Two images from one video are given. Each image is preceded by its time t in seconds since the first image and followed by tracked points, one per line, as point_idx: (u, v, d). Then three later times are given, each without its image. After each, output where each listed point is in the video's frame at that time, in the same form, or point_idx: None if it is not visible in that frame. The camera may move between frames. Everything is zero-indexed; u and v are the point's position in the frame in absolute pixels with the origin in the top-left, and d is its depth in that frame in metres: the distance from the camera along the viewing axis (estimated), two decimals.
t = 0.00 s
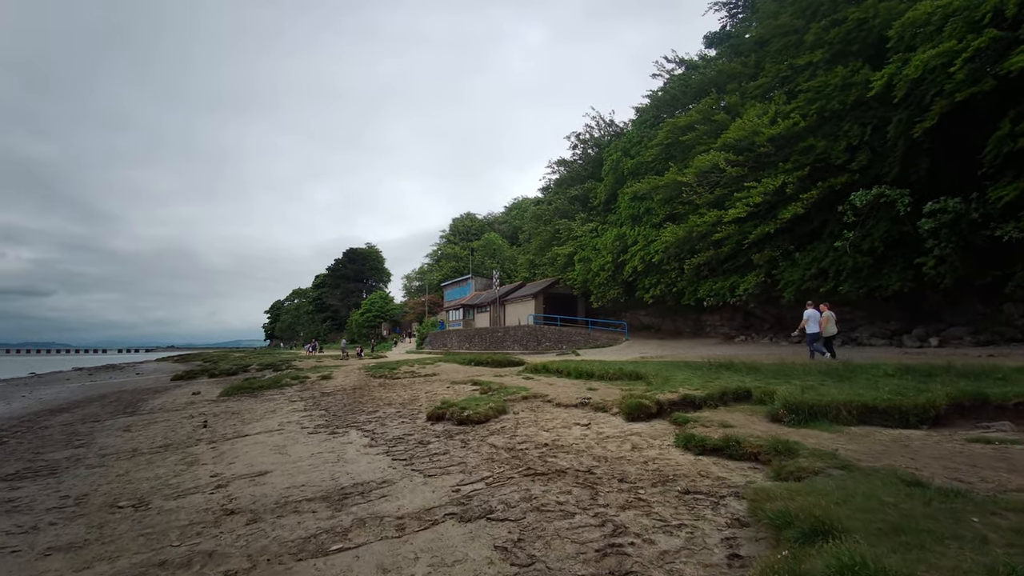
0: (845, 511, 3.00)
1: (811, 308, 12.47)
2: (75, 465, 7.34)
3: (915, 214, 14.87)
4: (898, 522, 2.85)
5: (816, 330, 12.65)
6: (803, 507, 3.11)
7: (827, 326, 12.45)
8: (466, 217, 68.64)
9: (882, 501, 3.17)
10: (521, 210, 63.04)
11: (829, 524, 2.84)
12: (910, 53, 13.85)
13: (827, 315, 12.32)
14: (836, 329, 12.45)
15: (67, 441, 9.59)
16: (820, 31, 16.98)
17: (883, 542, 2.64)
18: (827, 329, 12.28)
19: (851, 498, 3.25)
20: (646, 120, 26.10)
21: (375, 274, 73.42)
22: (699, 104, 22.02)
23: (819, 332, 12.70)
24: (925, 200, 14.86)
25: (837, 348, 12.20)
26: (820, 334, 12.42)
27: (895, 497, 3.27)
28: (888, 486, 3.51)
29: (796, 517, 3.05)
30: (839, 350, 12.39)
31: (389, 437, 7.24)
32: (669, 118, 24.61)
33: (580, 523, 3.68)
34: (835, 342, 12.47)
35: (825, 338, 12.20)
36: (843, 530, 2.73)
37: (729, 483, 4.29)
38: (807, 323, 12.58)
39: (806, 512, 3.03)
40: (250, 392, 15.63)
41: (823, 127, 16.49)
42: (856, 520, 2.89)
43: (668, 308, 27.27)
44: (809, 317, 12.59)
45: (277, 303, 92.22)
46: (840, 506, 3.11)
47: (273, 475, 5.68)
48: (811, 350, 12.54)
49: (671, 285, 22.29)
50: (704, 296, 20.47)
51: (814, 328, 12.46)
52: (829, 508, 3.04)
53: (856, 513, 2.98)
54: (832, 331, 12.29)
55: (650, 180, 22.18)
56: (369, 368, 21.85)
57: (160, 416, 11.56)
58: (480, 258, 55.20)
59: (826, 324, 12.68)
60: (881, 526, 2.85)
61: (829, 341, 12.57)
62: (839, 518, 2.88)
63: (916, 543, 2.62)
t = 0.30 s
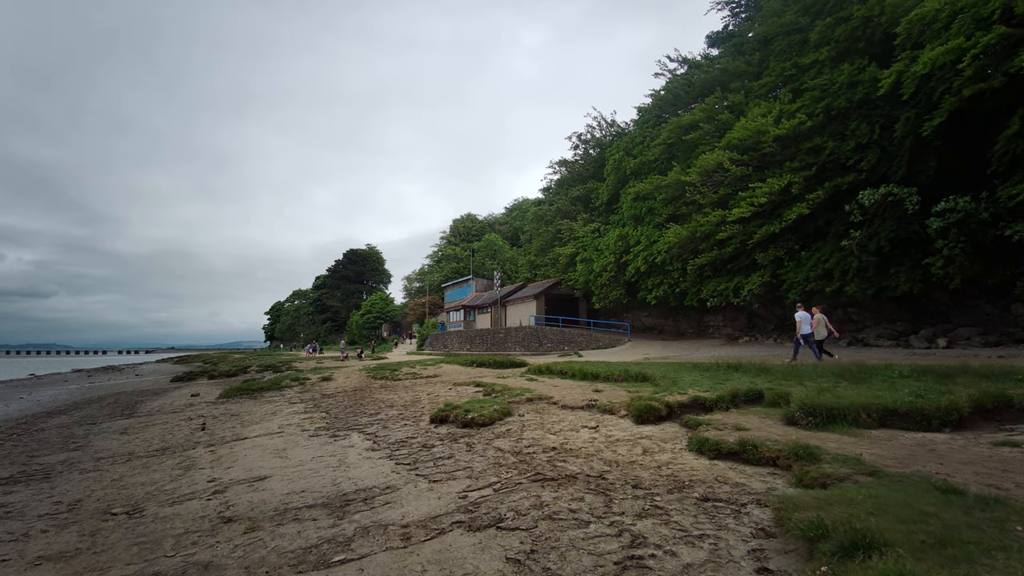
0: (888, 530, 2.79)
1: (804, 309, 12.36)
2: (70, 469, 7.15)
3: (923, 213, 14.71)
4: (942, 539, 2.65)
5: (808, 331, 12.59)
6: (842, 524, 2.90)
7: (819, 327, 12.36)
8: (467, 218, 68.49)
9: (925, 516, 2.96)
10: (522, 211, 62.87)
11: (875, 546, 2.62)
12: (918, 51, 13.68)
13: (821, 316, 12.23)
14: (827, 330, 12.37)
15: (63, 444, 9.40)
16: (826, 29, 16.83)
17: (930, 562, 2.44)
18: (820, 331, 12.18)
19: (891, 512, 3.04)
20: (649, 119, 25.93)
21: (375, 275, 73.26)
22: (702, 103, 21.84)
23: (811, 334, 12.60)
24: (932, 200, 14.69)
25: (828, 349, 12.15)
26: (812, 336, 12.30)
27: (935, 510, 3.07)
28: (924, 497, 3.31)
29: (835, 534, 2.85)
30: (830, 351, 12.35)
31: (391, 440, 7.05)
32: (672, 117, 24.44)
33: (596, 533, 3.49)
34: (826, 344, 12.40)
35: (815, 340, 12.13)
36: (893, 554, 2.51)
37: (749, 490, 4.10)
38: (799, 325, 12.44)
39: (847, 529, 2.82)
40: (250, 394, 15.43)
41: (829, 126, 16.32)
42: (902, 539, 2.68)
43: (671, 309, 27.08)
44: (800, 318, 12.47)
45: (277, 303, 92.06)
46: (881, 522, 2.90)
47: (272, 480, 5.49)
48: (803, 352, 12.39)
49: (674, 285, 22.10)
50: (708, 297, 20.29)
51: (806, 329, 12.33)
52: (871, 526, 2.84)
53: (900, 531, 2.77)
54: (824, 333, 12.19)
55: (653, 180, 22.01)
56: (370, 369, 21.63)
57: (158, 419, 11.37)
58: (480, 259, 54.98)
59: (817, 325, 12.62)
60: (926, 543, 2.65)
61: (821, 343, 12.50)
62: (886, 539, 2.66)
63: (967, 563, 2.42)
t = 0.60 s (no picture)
0: (937, 546, 2.61)
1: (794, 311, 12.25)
2: (64, 473, 6.96)
3: (929, 214, 14.59)
4: (993, 553, 2.48)
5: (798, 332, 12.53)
6: (888, 540, 2.71)
7: (810, 329, 12.28)
8: (466, 219, 68.31)
9: (972, 530, 2.78)
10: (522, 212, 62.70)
11: (928, 565, 2.43)
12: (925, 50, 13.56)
13: (812, 318, 12.13)
14: (818, 332, 12.27)
15: (58, 447, 9.19)
16: (830, 28, 16.71)
17: None
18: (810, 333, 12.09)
19: (933, 526, 2.87)
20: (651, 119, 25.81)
21: (374, 276, 73.03)
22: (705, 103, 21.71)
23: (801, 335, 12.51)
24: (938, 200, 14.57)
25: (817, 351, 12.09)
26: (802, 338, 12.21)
27: (979, 523, 2.89)
28: (963, 508, 3.13)
29: (881, 549, 2.66)
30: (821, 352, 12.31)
31: (395, 444, 6.86)
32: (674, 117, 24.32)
33: (616, 545, 3.30)
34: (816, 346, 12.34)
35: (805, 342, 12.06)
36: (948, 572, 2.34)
37: (772, 498, 3.91)
38: (789, 327, 12.33)
39: (895, 548, 2.63)
40: (249, 395, 15.22)
41: (834, 126, 16.19)
42: (954, 555, 2.50)
43: (672, 310, 26.94)
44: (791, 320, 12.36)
45: (275, 304, 91.77)
46: (927, 537, 2.72)
47: (272, 486, 5.30)
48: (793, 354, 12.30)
49: (676, 286, 21.95)
50: (710, 298, 20.14)
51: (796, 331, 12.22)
52: (920, 544, 2.65)
53: (951, 548, 2.59)
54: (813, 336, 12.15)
55: (655, 180, 21.87)
56: (370, 370, 21.43)
57: (155, 421, 11.16)
58: (480, 260, 54.77)
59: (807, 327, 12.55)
60: (977, 559, 2.48)
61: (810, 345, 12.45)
62: (939, 556, 2.47)
63: None
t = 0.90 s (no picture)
0: (979, 562, 2.46)
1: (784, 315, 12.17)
2: (56, 480, 6.76)
3: (933, 215, 14.50)
4: None
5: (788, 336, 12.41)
6: (929, 558, 2.56)
7: (800, 332, 12.16)
8: (465, 221, 68.15)
9: (1014, 545, 2.64)
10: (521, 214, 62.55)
11: None
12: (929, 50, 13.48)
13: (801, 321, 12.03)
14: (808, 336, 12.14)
15: (50, 453, 8.96)
16: (833, 28, 16.63)
17: None
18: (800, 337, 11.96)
19: (972, 540, 2.72)
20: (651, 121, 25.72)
21: (372, 278, 72.78)
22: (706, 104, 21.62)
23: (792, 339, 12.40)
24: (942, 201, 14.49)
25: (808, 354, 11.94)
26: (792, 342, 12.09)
27: (1020, 536, 2.74)
28: (999, 520, 2.99)
29: (922, 567, 2.52)
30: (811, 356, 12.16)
31: (397, 450, 6.69)
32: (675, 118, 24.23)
33: (636, 560, 3.14)
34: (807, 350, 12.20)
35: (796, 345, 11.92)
36: None
37: (794, 508, 3.75)
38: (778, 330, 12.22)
39: (938, 566, 2.47)
40: (245, 399, 14.98)
41: (836, 127, 16.10)
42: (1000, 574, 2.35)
43: (672, 312, 26.81)
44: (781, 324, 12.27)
45: (273, 306, 91.37)
46: (968, 554, 2.57)
47: (272, 494, 5.12)
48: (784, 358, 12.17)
49: (677, 288, 21.83)
50: (712, 300, 20.01)
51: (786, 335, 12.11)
52: (964, 563, 2.50)
53: (995, 567, 2.44)
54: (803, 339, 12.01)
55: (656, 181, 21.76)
56: (368, 373, 21.20)
57: (150, 425, 10.94)
58: (478, 261, 54.56)
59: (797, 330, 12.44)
60: None
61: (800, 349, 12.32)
62: None
63: None
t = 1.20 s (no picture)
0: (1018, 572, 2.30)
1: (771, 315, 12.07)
2: (42, 484, 6.55)
3: (934, 214, 14.42)
4: None
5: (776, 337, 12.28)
6: (965, 568, 2.39)
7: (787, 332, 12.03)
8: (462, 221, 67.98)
9: None
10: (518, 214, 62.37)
11: None
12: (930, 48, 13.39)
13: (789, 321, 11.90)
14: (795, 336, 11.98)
15: (38, 455, 8.74)
16: (833, 26, 16.55)
17: None
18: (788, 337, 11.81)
19: (1006, 547, 2.56)
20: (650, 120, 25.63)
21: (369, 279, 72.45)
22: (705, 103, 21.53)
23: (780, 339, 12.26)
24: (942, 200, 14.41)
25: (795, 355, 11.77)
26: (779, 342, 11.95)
27: None
28: None
29: None
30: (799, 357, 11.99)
31: (395, 452, 6.51)
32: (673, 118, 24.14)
33: (649, 570, 2.96)
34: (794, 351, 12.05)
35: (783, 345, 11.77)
36: None
37: (811, 513, 3.59)
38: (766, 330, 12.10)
39: None
40: (240, 400, 14.74)
41: (836, 126, 16.02)
42: None
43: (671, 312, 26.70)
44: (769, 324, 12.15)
45: (269, 307, 90.95)
46: (1004, 562, 2.41)
47: (264, 499, 4.92)
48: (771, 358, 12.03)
49: (676, 288, 21.73)
50: (711, 300, 19.90)
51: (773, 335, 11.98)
52: (1001, 572, 2.34)
53: None
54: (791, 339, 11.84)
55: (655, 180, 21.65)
56: (365, 374, 21.00)
57: (141, 427, 10.70)
58: (475, 262, 54.36)
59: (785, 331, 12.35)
60: None
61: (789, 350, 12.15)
62: None
63: None
